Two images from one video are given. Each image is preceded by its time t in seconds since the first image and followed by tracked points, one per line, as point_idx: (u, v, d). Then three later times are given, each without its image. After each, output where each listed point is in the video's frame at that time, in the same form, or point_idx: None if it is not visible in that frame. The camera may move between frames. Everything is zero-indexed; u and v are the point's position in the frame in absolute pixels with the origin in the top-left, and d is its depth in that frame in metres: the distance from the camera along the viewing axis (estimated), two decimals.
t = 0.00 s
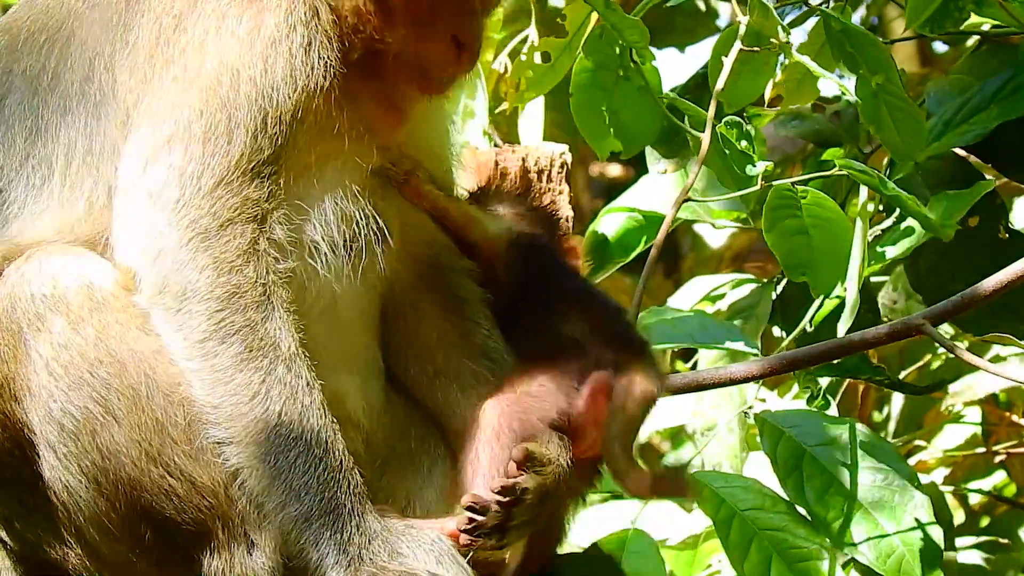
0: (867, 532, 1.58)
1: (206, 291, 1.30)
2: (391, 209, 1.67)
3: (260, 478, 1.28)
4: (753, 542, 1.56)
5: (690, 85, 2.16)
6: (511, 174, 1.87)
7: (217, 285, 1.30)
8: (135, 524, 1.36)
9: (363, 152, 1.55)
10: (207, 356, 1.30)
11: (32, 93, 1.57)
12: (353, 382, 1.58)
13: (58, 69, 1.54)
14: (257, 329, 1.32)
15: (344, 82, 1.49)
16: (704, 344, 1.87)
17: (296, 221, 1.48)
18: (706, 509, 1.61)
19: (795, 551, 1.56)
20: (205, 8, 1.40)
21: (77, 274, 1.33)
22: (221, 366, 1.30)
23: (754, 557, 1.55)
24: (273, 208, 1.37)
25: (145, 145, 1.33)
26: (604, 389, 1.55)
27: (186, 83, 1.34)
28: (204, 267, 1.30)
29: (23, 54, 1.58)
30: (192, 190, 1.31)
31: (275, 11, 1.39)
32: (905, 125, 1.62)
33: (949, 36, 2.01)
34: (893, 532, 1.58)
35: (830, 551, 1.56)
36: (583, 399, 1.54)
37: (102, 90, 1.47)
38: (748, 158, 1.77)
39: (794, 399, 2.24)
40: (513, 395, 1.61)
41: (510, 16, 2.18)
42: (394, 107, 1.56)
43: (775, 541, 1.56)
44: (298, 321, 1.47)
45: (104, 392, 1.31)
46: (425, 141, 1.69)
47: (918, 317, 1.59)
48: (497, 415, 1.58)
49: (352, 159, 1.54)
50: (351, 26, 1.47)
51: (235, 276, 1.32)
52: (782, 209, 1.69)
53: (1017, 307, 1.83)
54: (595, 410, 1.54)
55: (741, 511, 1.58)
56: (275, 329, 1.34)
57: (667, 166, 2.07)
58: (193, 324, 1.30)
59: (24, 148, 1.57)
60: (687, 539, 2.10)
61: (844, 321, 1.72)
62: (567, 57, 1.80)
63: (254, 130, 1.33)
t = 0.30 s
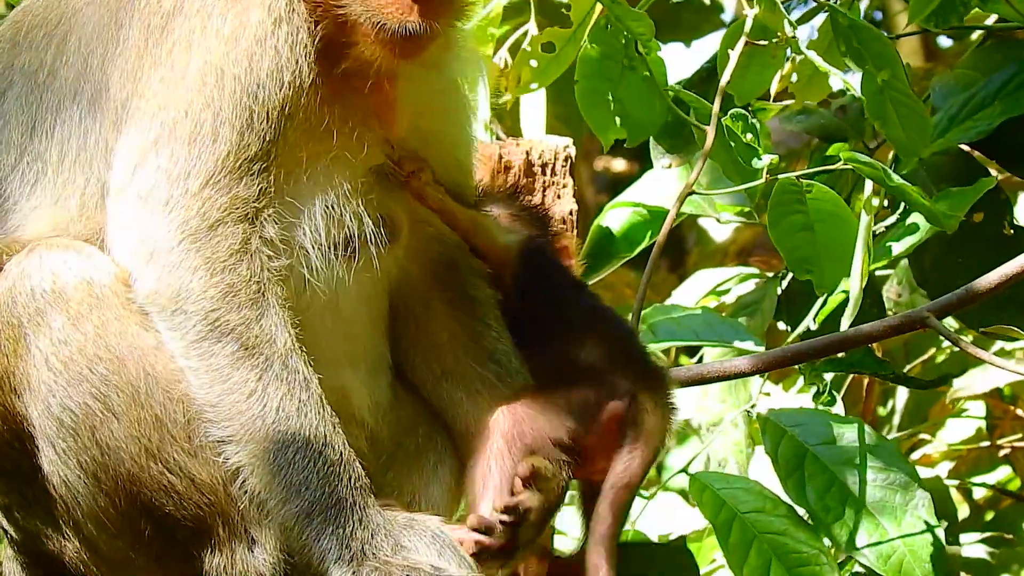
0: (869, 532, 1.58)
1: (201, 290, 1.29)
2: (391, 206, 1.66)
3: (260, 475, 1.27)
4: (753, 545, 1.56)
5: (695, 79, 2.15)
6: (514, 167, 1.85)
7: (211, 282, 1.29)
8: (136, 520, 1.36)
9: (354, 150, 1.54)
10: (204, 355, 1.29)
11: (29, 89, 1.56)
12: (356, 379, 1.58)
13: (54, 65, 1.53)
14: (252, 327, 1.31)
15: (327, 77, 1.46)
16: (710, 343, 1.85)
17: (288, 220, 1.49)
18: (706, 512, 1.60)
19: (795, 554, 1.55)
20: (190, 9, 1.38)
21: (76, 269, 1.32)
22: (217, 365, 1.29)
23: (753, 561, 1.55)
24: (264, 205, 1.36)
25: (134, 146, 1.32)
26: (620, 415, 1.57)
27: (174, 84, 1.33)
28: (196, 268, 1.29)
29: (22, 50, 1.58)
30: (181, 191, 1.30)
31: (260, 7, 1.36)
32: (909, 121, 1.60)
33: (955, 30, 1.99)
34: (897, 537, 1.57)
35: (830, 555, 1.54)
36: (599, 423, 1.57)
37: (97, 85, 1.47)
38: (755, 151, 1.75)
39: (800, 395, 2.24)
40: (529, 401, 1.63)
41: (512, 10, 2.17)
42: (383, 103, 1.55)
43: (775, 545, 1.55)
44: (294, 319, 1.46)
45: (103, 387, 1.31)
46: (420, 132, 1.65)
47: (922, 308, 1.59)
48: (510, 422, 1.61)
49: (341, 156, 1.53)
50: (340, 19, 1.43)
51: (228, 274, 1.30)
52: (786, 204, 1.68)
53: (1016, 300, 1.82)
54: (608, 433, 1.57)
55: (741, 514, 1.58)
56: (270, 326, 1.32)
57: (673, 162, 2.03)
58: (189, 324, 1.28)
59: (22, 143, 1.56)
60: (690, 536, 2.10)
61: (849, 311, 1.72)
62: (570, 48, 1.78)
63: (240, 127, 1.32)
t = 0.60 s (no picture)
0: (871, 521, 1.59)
1: (206, 283, 1.30)
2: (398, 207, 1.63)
3: (266, 468, 1.28)
4: (756, 534, 1.56)
5: (695, 74, 2.15)
6: (514, 163, 1.81)
7: (217, 276, 1.30)
8: (139, 513, 1.37)
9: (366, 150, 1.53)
10: (209, 348, 1.29)
11: (34, 81, 1.56)
12: (362, 375, 1.58)
13: (60, 57, 1.53)
14: (257, 321, 1.32)
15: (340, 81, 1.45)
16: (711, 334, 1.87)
17: (293, 219, 1.47)
18: (709, 502, 1.61)
19: (797, 543, 1.55)
20: (205, 8, 1.38)
21: (78, 263, 1.32)
22: (222, 358, 1.29)
23: (757, 551, 1.55)
24: (269, 201, 1.37)
25: (142, 141, 1.33)
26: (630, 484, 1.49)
27: (186, 81, 1.34)
28: (201, 262, 1.30)
29: (27, 42, 1.58)
30: (187, 186, 1.30)
31: (275, 10, 1.38)
32: (908, 113, 1.60)
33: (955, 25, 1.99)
34: (899, 526, 1.58)
35: (834, 544, 1.55)
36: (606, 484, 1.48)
37: (103, 79, 1.47)
38: (752, 141, 1.75)
39: (800, 389, 2.25)
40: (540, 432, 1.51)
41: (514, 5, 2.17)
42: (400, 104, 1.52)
43: (778, 534, 1.56)
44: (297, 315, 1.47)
45: (105, 380, 1.30)
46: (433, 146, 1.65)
47: (922, 299, 1.59)
48: (520, 454, 1.48)
49: (350, 157, 1.52)
50: (370, 18, 1.44)
51: (233, 269, 1.31)
52: (785, 193, 1.68)
53: (1013, 292, 1.82)
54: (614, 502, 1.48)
55: (744, 503, 1.58)
56: (275, 321, 1.33)
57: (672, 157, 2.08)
58: (195, 316, 1.29)
59: (27, 135, 1.56)
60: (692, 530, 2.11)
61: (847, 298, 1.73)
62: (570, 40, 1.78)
63: (250, 126, 1.33)
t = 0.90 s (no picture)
0: (869, 510, 1.58)
1: (207, 278, 1.30)
2: (394, 208, 1.59)
3: (267, 463, 1.28)
4: (754, 522, 1.56)
5: (695, 64, 2.15)
6: (516, 157, 1.91)
7: (218, 270, 1.30)
8: (141, 508, 1.36)
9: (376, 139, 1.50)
10: (210, 341, 1.29)
11: (37, 74, 1.55)
12: (365, 373, 1.54)
13: (63, 50, 1.53)
14: (260, 316, 1.31)
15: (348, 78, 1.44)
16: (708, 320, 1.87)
17: (295, 214, 1.44)
18: (708, 489, 1.60)
19: (794, 532, 1.55)
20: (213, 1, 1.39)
21: (80, 257, 1.32)
22: (224, 352, 1.29)
23: (754, 539, 1.55)
24: (273, 197, 1.36)
25: (145, 135, 1.34)
26: (594, 529, 1.57)
27: (193, 74, 1.35)
28: (203, 256, 1.30)
29: (30, 36, 1.57)
30: (191, 180, 1.31)
31: (282, 4, 1.38)
32: (911, 100, 1.60)
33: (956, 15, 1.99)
34: (894, 509, 1.58)
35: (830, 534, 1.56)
36: (570, 526, 1.56)
37: (106, 72, 1.47)
38: (751, 124, 1.76)
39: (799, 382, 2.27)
40: (525, 442, 1.55)
41: None
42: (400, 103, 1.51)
43: (776, 522, 1.56)
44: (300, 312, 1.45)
45: (106, 374, 1.30)
46: (435, 139, 1.64)
47: (922, 285, 1.58)
48: (510, 459, 1.52)
49: (352, 152, 1.48)
50: (390, 6, 1.44)
51: (234, 264, 1.31)
52: (786, 179, 1.68)
53: (1014, 283, 1.82)
54: (574, 545, 1.56)
55: (742, 491, 1.58)
56: (278, 316, 1.33)
57: (672, 146, 2.06)
58: (196, 310, 1.29)
59: (30, 129, 1.55)
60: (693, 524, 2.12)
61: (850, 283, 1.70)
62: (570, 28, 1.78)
63: (255, 121, 1.33)
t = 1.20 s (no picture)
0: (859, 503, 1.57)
1: (198, 277, 1.29)
2: (386, 202, 1.58)
3: (261, 461, 1.28)
4: (742, 510, 1.56)
5: (690, 53, 2.14)
6: (513, 153, 1.90)
7: (208, 269, 1.30)
8: (135, 508, 1.36)
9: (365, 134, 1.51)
10: (201, 341, 1.29)
11: (28, 69, 1.54)
12: (361, 373, 1.55)
13: (54, 45, 1.52)
14: (251, 313, 1.31)
15: (337, 65, 1.45)
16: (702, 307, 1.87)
17: (285, 210, 1.44)
18: (697, 476, 1.61)
19: (781, 520, 1.55)
20: None
21: (71, 255, 1.31)
22: (216, 350, 1.29)
23: (742, 526, 1.55)
24: (263, 194, 1.36)
25: (133, 134, 1.32)
26: (571, 526, 1.51)
27: (178, 67, 1.33)
28: (193, 254, 1.29)
29: (21, 31, 1.56)
30: (180, 179, 1.30)
31: None
32: (907, 94, 1.60)
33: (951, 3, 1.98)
34: (887, 507, 1.57)
35: (818, 523, 1.55)
36: (545, 523, 1.50)
37: (96, 67, 1.46)
38: (750, 118, 1.76)
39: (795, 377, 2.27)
40: (504, 440, 1.52)
41: None
42: (382, 89, 1.53)
43: (763, 510, 1.56)
44: (292, 308, 1.45)
45: (98, 374, 1.29)
46: (429, 130, 1.64)
47: (920, 277, 1.59)
48: (489, 456, 1.50)
49: (342, 142, 1.48)
50: None
51: (225, 262, 1.31)
52: (783, 169, 1.67)
53: (1011, 275, 1.82)
54: (552, 543, 1.50)
55: (731, 479, 1.58)
56: (269, 312, 1.33)
57: (666, 132, 2.06)
58: (187, 310, 1.29)
59: (22, 125, 1.54)
60: (690, 520, 2.13)
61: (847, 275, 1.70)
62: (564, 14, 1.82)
63: (243, 116, 1.32)
